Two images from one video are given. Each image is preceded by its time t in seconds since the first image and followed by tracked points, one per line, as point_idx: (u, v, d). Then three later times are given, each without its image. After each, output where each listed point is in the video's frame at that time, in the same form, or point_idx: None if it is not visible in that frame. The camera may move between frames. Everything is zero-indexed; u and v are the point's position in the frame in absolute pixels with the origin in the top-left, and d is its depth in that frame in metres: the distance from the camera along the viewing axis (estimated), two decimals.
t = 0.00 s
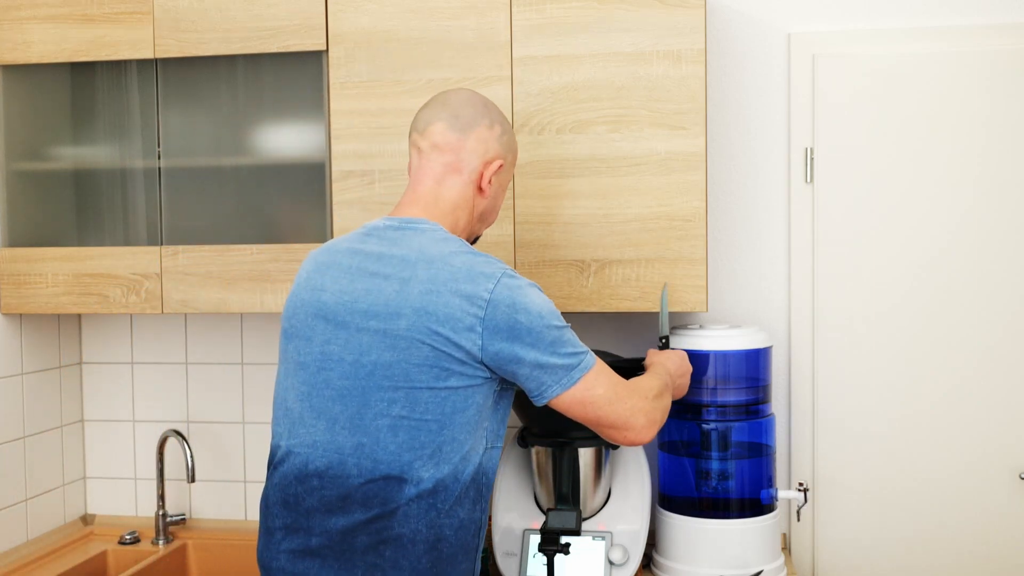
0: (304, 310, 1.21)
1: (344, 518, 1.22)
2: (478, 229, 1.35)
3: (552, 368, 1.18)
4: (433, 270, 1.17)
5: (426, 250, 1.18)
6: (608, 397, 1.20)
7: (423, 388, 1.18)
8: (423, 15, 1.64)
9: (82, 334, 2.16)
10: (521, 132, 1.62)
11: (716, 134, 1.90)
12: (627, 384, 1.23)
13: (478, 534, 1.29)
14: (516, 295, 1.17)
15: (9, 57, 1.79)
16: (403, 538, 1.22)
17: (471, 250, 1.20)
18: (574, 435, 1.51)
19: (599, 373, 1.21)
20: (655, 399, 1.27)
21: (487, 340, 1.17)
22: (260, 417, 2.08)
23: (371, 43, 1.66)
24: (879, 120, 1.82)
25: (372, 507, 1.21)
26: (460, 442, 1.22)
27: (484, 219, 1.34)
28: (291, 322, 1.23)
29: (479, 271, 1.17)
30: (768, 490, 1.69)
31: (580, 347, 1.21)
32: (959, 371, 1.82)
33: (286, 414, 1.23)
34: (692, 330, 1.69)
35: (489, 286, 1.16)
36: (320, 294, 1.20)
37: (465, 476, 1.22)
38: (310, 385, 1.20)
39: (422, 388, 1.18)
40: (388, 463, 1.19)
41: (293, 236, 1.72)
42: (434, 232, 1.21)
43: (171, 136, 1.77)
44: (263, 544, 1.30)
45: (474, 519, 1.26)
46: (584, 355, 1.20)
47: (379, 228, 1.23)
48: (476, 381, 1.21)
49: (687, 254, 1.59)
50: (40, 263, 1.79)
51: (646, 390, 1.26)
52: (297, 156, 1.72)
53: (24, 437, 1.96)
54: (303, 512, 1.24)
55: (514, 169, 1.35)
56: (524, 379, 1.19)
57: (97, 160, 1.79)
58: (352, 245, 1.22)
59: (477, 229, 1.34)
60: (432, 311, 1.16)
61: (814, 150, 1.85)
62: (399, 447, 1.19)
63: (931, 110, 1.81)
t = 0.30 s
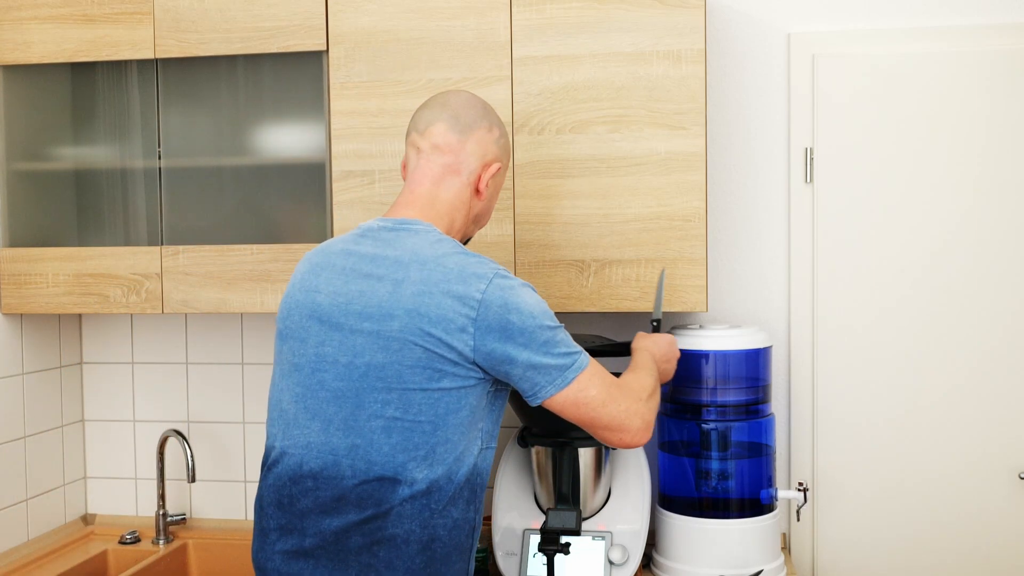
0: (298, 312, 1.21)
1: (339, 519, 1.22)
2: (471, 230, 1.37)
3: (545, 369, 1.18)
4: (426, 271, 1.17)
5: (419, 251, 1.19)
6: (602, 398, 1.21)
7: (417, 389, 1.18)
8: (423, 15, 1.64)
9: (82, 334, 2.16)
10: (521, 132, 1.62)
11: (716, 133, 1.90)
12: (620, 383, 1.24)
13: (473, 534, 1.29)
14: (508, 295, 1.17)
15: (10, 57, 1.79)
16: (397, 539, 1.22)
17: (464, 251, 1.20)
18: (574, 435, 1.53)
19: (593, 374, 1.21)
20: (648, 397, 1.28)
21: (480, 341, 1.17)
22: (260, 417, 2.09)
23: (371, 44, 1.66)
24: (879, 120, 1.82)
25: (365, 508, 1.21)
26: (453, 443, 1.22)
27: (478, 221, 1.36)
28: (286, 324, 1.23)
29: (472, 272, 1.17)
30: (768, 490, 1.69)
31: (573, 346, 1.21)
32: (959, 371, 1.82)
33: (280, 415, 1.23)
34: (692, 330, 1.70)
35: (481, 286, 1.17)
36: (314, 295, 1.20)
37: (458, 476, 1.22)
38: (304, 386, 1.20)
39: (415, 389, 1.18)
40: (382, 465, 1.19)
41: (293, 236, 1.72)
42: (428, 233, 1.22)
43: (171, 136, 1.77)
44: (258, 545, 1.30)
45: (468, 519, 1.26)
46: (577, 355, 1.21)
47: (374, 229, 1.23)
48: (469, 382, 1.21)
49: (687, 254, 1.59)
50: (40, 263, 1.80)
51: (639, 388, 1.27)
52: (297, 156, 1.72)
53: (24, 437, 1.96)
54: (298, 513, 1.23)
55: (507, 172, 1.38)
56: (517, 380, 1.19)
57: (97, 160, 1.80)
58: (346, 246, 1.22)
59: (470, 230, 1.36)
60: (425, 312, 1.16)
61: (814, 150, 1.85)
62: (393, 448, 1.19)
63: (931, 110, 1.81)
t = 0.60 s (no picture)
0: (238, 320, 1.18)
1: (289, 519, 1.16)
2: (415, 236, 1.33)
3: (476, 355, 1.13)
4: (354, 263, 1.14)
5: (348, 245, 1.16)
6: (524, 394, 1.15)
7: (352, 382, 1.13)
8: (422, 15, 1.64)
9: (82, 334, 2.17)
10: (521, 132, 1.62)
11: (716, 133, 1.90)
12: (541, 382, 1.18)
13: (427, 528, 1.22)
14: (436, 281, 1.14)
15: (10, 57, 1.79)
16: (345, 535, 1.16)
17: (392, 241, 1.18)
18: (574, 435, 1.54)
19: (518, 369, 1.15)
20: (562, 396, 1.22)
21: (412, 330, 1.14)
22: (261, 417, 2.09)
23: (371, 44, 1.66)
24: (879, 120, 1.82)
25: (311, 507, 1.15)
26: (395, 434, 1.15)
27: (422, 226, 1.33)
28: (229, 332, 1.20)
29: (400, 260, 1.14)
30: (768, 490, 1.69)
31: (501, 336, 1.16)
32: (959, 371, 1.83)
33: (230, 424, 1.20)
34: (692, 330, 1.70)
35: (408, 273, 1.14)
36: (250, 300, 1.18)
37: (404, 469, 1.16)
38: (245, 391, 1.17)
39: (351, 383, 1.14)
40: (323, 462, 1.13)
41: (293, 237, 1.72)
42: (360, 227, 1.19)
43: (172, 137, 1.77)
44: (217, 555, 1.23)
45: (419, 513, 1.19)
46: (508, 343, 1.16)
47: (308, 230, 1.21)
48: (408, 374, 1.16)
49: (687, 254, 1.59)
50: (41, 263, 1.80)
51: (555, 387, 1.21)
52: (297, 156, 1.73)
53: (25, 437, 1.96)
54: (251, 518, 1.18)
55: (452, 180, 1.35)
56: (449, 369, 1.14)
57: (97, 160, 1.80)
58: (281, 250, 1.21)
59: (414, 235, 1.32)
60: (355, 304, 1.13)
61: (813, 150, 1.85)
62: (334, 445, 1.13)
63: (931, 110, 1.81)
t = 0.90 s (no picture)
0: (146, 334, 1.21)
1: (210, 515, 1.20)
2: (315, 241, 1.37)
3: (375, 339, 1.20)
4: (255, 262, 1.19)
5: (247, 248, 1.21)
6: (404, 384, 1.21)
7: (262, 377, 1.18)
8: (422, 15, 1.64)
9: (82, 334, 2.17)
10: (521, 132, 1.62)
11: (716, 133, 1.90)
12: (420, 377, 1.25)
13: (346, 512, 1.27)
14: (334, 272, 1.20)
15: (10, 57, 1.79)
16: (264, 525, 1.20)
17: (288, 241, 1.22)
18: (574, 435, 1.55)
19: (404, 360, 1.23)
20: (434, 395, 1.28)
21: (316, 321, 1.19)
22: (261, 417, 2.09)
23: (371, 44, 1.66)
24: (879, 120, 1.82)
25: (231, 501, 1.19)
26: (307, 423, 1.20)
27: (321, 231, 1.37)
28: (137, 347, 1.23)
29: (299, 254, 1.20)
30: (768, 490, 1.69)
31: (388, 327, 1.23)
32: (958, 371, 1.83)
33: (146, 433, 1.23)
34: (692, 330, 1.70)
35: (309, 265, 1.19)
36: (156, 313, 1.21)
37: (318, 456, 1.21)
38: (158, 399, 1.20)
39: (261, 377, 1.18)
40: (240, 455, 1.18)
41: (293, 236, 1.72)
42: (254, 230, 1.24)
43: (171, 137, 1.77)
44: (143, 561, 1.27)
45: (335, 497, 1.24)
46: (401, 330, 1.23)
47: (203, 240, 1.25)
48: (316, 364, 1.20)
49: (687, 254, 1.59)
50: (41, 263, 1.80)
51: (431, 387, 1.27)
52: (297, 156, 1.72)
53: (25, 437, 1.96)
54: (175, 520, 1.21)
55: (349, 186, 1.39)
56: (349, 359, 1.20)
57: (97, 160, 1.80)
58: (180, 262, 1.24)
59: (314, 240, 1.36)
60: (260, 300, 1.17)
61: (813, 150, 1.85)
62: (250, 437, 1.18)
63: (931, 110, 1.81)
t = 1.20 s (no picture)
0: (98, 321, 1.28)
1: (163, 491, 1.28)
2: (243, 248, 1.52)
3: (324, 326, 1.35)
4: (214, 254, 1.30)
5: (201, 244, 1.31)
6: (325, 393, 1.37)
7: (219, 356, 1.28)
8: (422, 15, 1.64)
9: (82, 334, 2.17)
10: (521, 132, 1.62)
11: (716, 133, 1.90)
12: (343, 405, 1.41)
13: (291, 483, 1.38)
14: (290, 270, 1.34)
15: (10, 57, 1.79)
16: (221, 494, 1.30)
17: (243, 241, 1.35)
18: (574, 435, 1.55)
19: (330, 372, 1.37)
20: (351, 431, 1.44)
21: (273, 308, 1.31)
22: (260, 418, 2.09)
23: (371, 44, 1.66)
24: (879, 120, 1.82)
25: (186, 473, 1.28)
26: (262, 400, 1.31)
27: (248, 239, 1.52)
28: (84, 337, 1.29)
29: (256, 249, 1.33)
30: (768, 490, 1.69)
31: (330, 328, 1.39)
32: (958, 371, 1.83)
33: (90, 419, 1.29)
34: (692, 330, 1.70)
35: (268, 259, 1.32)
36: (109, 303, 1.28)
37: (271, 431, 1.31)
38: (111, 381, 1.28)
39: (219, 354, 1.28)
40: (196, 428, 1.27)
41: (292, 236, 1.71)
42: (205, 231, 1.35)
43: (171, 137, 1.77)
44: (90, 545, 1.33)
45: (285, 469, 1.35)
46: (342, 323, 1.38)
47: (153, 240, 1.34)
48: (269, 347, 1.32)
49: (687, 254, 1.59)
50: (41, 263, 1.80)
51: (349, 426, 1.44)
52: (297, 156, 1.72)
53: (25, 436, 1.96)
54: (130, 498, 1.29)
55: (269, 197, 1.55)
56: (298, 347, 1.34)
57: (97, 160, 1.80)
58: (130, 258, 1.32)
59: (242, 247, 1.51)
60: (221, 285, 1.28)
61: (813, 150, 1.85)
62: (207, 411, 1.27)
63: (931, 110, 1.81)
